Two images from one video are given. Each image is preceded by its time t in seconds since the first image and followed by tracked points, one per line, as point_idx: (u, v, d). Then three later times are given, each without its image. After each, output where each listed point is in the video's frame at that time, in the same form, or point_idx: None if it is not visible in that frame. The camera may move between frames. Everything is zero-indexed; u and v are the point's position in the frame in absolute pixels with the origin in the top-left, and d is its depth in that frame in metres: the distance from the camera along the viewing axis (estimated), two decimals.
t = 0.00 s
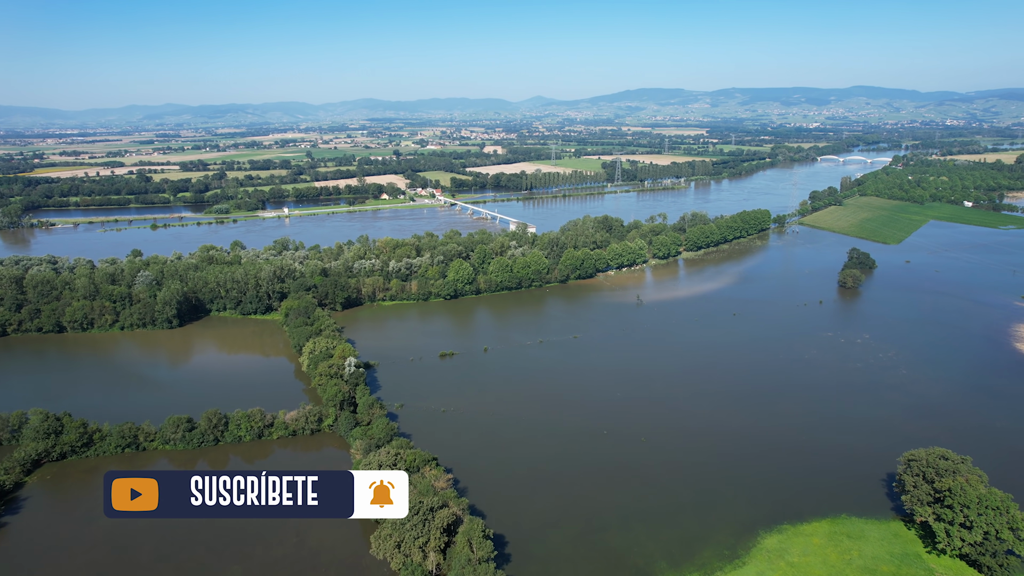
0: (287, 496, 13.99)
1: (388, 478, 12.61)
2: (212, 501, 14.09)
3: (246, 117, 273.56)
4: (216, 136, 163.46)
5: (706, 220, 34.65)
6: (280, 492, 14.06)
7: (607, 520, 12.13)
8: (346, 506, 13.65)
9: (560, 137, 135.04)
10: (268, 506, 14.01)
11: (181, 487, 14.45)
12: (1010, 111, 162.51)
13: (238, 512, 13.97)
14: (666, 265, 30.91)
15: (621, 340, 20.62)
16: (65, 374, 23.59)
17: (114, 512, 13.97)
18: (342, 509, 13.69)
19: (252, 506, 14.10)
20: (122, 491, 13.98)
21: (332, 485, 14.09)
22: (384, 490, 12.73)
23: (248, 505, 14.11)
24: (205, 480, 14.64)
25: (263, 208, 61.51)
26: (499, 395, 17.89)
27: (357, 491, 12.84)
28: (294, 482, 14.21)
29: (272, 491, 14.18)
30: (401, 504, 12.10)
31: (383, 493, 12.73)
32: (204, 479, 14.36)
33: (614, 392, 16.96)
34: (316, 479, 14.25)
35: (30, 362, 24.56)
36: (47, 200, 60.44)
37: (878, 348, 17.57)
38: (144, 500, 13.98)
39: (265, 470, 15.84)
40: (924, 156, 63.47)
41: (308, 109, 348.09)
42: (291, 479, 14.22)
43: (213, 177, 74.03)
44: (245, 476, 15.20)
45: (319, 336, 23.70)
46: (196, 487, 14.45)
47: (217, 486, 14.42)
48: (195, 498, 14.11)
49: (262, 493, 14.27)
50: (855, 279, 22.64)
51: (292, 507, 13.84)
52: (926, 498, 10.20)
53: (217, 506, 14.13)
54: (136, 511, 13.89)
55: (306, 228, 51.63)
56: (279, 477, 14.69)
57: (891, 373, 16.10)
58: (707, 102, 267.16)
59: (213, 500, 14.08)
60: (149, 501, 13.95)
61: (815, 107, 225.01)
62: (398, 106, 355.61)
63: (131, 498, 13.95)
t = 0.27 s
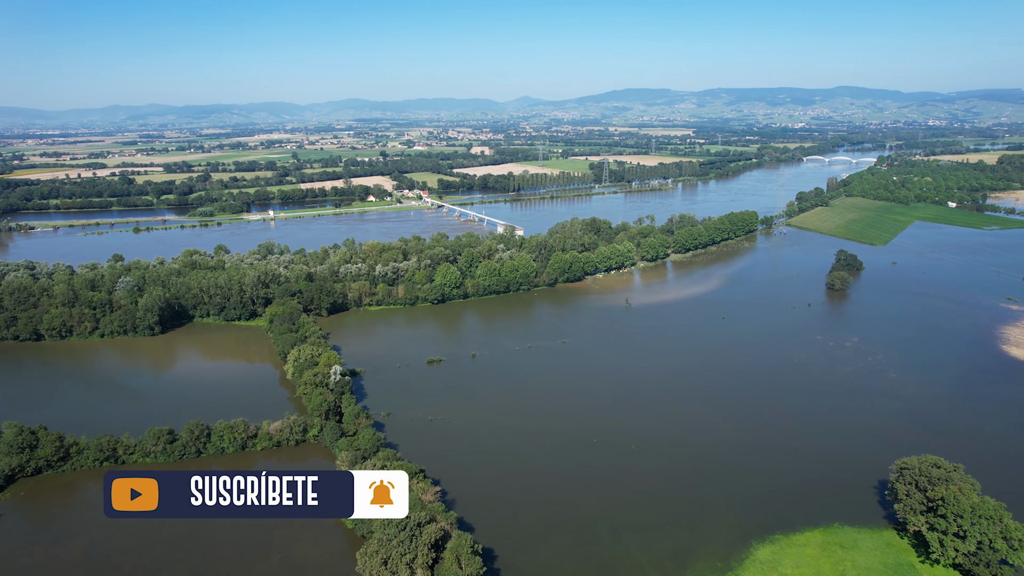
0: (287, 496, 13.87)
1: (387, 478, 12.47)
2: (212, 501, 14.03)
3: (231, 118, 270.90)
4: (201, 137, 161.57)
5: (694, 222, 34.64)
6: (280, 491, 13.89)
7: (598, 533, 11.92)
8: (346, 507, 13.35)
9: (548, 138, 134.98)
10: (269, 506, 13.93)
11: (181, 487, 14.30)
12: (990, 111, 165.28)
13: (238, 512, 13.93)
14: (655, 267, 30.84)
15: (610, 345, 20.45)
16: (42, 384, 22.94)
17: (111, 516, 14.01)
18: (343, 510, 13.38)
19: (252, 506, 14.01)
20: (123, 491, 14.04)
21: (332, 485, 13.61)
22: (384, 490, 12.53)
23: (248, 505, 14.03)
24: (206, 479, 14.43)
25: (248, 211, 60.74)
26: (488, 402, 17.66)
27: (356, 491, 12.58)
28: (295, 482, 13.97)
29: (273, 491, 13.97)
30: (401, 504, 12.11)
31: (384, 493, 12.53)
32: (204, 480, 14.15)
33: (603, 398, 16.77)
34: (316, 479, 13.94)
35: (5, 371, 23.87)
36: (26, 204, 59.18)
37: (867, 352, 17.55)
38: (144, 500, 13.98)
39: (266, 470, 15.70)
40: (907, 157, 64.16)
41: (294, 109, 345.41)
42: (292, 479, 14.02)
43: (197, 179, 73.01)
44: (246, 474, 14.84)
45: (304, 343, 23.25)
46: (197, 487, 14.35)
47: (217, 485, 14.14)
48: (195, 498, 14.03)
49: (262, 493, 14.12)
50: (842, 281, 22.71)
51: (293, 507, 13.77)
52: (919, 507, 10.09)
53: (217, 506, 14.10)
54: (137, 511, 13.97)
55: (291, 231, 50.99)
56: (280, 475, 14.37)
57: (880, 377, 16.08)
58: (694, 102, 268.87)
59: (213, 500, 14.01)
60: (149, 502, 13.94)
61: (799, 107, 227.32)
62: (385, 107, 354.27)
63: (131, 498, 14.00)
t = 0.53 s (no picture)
0: (287, 496, 13.67)
1: (387, 479, 12.29)
2: (212, 501, 13.99)
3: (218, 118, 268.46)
4: (187, 137, 159.93)
5: (683, 223, 34.61)
6: (280, 492, 13.65)
7: (591, 545, 11.70)
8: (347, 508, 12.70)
9: (537, 138, 134.95)
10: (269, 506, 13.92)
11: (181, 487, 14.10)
12: (972, 112, 167.50)
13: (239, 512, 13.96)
14: (644, 269, 30.73)
15: (601, 350, 20.28)
16: (20, 394, 22.31)
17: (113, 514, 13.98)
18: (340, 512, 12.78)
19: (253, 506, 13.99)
20: (122, 491, 13.81)
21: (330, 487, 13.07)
22: (384, 490, 12.39)
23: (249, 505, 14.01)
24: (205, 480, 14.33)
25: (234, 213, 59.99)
26: (478, 410, 17.40)
27: (356, 492, 12.28)
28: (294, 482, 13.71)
29: (272, 491, 13.77)
30: (401, 504, 12.22)
31: (384, 493, 12.40)
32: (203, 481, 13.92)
33: (594, 405, 16.57)
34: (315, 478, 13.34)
35: None
36: (6, 206, 58.01)
37: (858, 355, 17.51)
38: (145, 501, 13.84)
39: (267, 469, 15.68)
40: (893, 157, 64.74)
41: (282, 109, 342.78)
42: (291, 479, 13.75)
43: (182, 181, 72.04)
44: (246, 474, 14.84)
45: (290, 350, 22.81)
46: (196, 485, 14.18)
47: (217, 485, 14.12)
48: (196, 498, 13.93)
49: (262, 492, 13.98)
50: (832, 283, 22.72)
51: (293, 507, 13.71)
52: (913, 516, 9.97)
53: (218, 505, 14.09)
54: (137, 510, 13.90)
55: (278, 234, 50.37)
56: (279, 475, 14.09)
57: (871, 381, 16.02)
58: (682, 103, 270.38)
59: (213, 501, 13.97)
60: (149, 502, 13.81)
61: (786, 107, 229.40)
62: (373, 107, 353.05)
63: (131, 498, 13.85)
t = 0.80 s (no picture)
0: (287, 496, 13.67)
1: (388, 479, 12.29)
2: (212, 501, 13.97)
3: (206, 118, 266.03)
4: (174, 138, 158.27)
5: (673, 225, 34.54)
6: (280, 492, 13.70)
7: (584, 556, 11.49)
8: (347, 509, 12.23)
9: (527, 139, 134.82)
10: (269, 505, 13.99)
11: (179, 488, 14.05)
12: (957, 113, 169.49)
13: (239, 512, 14.00)
14: (636, 272, 30.60)
15: (592, 354, 20.08)
16: None
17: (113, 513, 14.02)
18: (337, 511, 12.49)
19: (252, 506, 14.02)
20: (123, 491, 13.88)
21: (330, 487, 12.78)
22: (384, 490, 12.41)
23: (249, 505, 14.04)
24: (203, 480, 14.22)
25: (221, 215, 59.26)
26: (468, 417, 17.14)
27: (357, 492, 12.17)
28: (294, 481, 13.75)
29: (272, 491, 13.82)
30: (401, 504, 12.41)
31: (384, 492, 12.40)
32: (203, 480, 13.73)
33: (586, 411, 16.37)
34: (316, 478, 12.75)
35: None
36: None
37: (850, 358, 17.44)
38: (145, 501, 13.90)
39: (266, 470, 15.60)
40: (880, 158, 65.22)
41: (270, 110, 340.34)
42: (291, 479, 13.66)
43: (169, 183, 71.11)
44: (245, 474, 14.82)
45: (277, 356, 22.39)
46: (196, 485, 13.88)
47: (217, 485, 14.02)
48: (196, 499, 13.91)
49: (262, 493, 14.07)
50: (823, 284, 22.69)
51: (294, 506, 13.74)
52: (910, 525, 9.85)
53: (218, 505, 14.09)
54: (137, 510, 13.99)
55: (266, 237, 49.78)
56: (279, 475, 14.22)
57: (864, 384, 15.94)
58: (671, 103, 271.58)
59: (213, 501, 13.93)
60: (149, 502, 13.86)
61: (774, 107, 231.07)
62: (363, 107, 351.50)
63: (131, 498, 13.93)
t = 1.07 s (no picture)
0: (287, 496, 13.43)
1: (387, 478, 12.39)
2: (212, 501, 13.84)
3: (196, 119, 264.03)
4: (164, 138, 156.87)
5: (666, 226, 34.45)
6: (280, 492, 13.40)
7: (579, 567, 11.26)
8: (348, 508, 12.24)
9: (520, 140, 134.70)
10: (269, 506, 13.78)
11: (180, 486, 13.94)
12: (947, 113, 171.13)
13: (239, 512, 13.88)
14: (629, 274, 30.45)
15: (586, 358, 19.89)
16: None
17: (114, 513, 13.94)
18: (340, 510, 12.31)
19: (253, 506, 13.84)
20: (122, 491, 13.73)
21: (332, 485, 12.61)
22: (384, 490, 12.50)
23: (249, 505, 13.86)
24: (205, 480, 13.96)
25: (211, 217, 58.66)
26: (461, 423, 16.90)
27: (357, 491, 12.28)
28: (294, 481, 13.47)
29: (272, 491, 13.48)
30: (401, 504, 12.60)
31: (384, 493, 12.45)
32: (204, 480, 13.57)
33: (580, 418, 16.17)
34: (316, 478, 12.80)
35: None
36: None
37: (845, 361, 17.34)
38: (144, 500, 13.82)
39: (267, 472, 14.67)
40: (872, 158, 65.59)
41: (262, 110, 338.49)
42: (290, 479, 13.37)
43: (158, 184, 70.33)
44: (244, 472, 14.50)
45: (267, 362, 21.99)
46: (195, 485, 13.80)
47: (217, 485, 13.79)
48: (196, 498, 13.74)
49: (262, 492, 13.80)
50: (817, 286, 22.73)
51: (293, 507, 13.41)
52: (910, 534, 9.70)
53: (218, 504, 13.96)
54: (137, 509, 13.91)
55: (256, 239, 49.31)
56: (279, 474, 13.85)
57: (859, 387, 15.83)
58: (663, 103, 272.52)
59: (213, 501, 13.78)
60: (149, 502, 13.80)
61: (765, 108, 232.41)
62: (355, 108, 350.33)
63: (131, 498, 13.81)
